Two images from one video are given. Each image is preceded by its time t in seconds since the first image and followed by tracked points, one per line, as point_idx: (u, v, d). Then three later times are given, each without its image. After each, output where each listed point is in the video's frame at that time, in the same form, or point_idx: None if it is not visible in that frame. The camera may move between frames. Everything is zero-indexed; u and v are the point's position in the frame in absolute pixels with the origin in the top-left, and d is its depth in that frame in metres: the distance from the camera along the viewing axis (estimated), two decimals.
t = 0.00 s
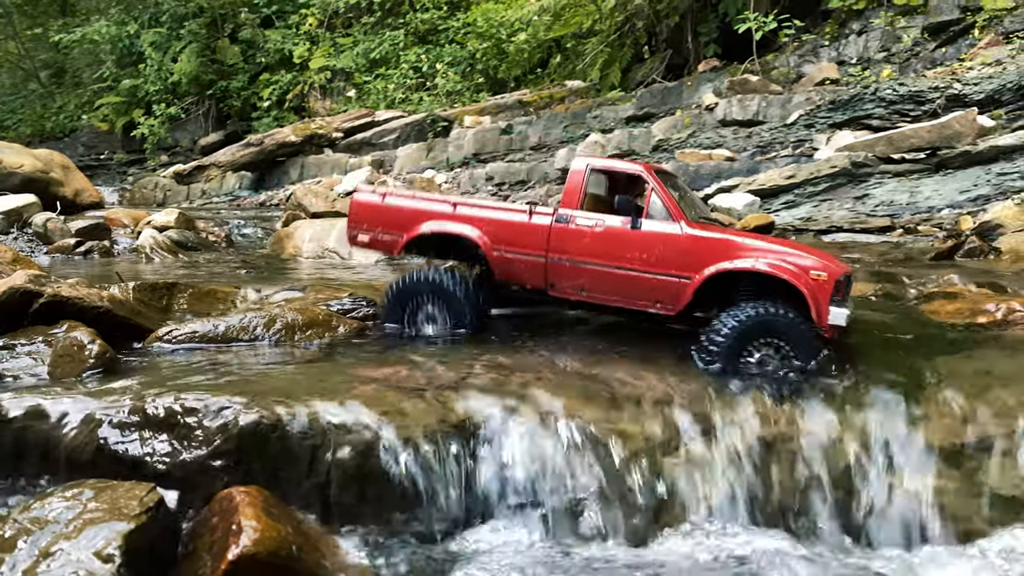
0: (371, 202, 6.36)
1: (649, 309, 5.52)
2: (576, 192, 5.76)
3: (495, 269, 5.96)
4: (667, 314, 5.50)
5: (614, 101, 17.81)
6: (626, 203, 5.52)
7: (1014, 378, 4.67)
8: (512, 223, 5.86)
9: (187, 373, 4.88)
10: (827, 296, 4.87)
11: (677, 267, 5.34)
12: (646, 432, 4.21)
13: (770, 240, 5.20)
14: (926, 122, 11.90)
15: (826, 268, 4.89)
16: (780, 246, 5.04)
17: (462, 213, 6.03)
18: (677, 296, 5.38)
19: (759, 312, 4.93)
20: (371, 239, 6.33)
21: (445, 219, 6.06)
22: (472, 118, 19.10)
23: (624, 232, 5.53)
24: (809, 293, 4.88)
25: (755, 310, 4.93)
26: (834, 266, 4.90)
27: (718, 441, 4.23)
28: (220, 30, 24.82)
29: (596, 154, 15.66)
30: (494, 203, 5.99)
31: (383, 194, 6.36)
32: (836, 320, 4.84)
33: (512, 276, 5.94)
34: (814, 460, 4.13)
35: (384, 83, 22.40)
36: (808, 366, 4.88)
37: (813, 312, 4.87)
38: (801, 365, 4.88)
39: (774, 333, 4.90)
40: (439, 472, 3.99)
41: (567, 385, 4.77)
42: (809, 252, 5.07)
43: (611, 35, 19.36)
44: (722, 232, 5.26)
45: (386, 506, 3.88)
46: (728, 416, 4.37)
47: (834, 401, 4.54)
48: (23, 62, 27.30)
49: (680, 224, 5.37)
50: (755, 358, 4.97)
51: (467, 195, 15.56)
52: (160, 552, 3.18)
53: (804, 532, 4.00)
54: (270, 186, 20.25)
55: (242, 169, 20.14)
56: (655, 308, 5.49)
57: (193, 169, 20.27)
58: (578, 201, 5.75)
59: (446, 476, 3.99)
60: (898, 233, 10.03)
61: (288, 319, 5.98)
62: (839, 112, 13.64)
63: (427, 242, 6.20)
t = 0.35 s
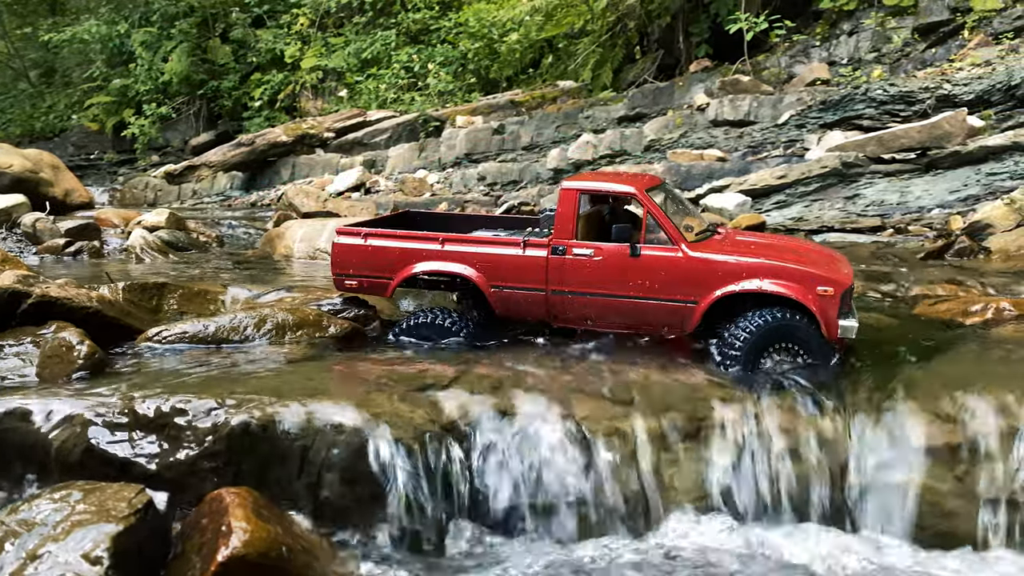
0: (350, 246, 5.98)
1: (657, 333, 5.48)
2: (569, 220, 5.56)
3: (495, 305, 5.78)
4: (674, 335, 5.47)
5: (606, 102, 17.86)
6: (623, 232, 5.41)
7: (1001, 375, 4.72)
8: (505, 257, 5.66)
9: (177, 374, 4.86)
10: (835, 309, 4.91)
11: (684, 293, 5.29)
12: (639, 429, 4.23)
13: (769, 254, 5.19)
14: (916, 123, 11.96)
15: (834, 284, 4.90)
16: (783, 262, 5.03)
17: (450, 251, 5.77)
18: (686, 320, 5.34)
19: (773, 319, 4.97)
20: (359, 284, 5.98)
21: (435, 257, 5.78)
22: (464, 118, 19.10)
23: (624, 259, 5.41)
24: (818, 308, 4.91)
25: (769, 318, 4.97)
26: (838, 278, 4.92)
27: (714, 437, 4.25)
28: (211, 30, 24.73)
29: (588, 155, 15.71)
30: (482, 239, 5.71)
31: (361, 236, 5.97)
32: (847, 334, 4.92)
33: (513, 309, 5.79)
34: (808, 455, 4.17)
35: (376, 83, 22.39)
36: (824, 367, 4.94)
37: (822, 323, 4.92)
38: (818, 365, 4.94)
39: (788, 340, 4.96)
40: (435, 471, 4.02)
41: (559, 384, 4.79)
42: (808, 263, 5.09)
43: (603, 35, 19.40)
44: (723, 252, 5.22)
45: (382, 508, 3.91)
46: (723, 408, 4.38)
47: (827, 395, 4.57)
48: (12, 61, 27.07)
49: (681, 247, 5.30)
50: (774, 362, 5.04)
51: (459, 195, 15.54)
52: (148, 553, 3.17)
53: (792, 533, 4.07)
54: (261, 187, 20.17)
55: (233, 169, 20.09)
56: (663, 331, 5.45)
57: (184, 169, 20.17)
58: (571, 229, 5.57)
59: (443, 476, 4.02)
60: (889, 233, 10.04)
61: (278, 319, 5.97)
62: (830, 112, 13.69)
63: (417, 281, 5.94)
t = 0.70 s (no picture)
0: (342, 254, 5.90)
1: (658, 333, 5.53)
2: (567, 225, 5.53)
3: (495, 310, 5.77)
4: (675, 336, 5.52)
5: (596, 101, 17.89)
6: (623, 237, 5.39)
7: (978, 375, 4.80)
8: (503, 264, 5.62)
9: (165, 374, 4.86)
10: (837, 311, 5.02)
11: (686, 296, 5.32)
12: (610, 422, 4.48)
13: (768, 254, 5.22)
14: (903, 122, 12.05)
15: (833, 285, 4.98)
16: (784, 265, 5.07)
17: (447, 258, 5.71)
18: (689, 323, 5.38)
19: (775, 318, 5.06)
20: (354, 292, 5.92)
21: (432, 265, 5.74)
22: (453, 118, 19.08)
23: (624, 264, 5.41)
24: (818, 310, 5.01)
25: (772, 317, 5.06)
26: (837, 278, 5.00)
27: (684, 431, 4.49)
28: (199, 29, 24.59)
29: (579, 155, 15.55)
30: (480, 246, 5.67)
31: (353, 244, 5.89)
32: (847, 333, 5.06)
33: (512, 314, 5.78)
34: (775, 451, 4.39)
35: (366, 83, 22.35)
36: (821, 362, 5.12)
37: (822, 325, 5.02)
38: (816, 360, 5.11)
39: (790, 338, 5.07)
40: (423, 466, 4.32)
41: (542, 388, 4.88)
42: (807, 263, 5.14)
43: (592, 35, 19.44)
44: (724, 254, 5.24)
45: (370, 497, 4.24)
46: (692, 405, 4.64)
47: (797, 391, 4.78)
48: None
49: (682, 251, 5.31)
50: (778, 357, 5.14)
51: (448, 195, 15.55)
52: (133, 546, 3.50)
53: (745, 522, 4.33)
54: (250, 186, 20.05)
55: (222, 169, 19.99)
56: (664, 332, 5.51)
57: (172, 169, 20.04)
58: (569, 233, 5.53)
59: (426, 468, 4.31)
60: (876, 232, 9.98)
61: (264, 317, 5.95)
62: (818, 112, 13.77)
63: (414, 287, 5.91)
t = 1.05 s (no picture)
0: (337, 266, 5.89)
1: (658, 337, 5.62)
2: (565, 233, 5.54)
3: (495, 318, 5.81)
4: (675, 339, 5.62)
5: (585, 101, 17.94)
6: (623, 245, 5.42)
7: (953, 375, 4.91)
8: (503, 272, 5.67)
9: (152, 373, 4.90)
10: (836, 313, 5.10)
11: (686, 302, 5.39)
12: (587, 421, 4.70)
13: (766, 259, 5.27)
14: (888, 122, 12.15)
15: (833, 288, 5.05)
16: (783, 271, 5.12)
17: (445, 267, 5.76)
18: (690, 327, 5.46)
19: (777, 320, 5.11)
20: (352, 302, 5.95)
21: (430, 275, 5.77)
22: (443, 118, 19.09)
23: (624, 271, 5.46)
24: (818, 313, 5.09)
25: (773, 319, 5.11)
26: (836, 282, 5.07)
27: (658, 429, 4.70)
28: (187, 28, 24.49)
29: (566, 154, 15.77)
30: (478, 255, 5.70)
31: (348, 256, 5.89)
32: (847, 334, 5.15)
33: (513, 320, 5.84)
34: (745, 450, 4.64)
35: (354, 82, 22.33)
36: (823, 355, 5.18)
37: (822, 327, 5.10)
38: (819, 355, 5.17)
39: (792, 338, 5.14)
40: (409, 461, 4.56)
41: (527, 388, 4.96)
42: (804, 265, 5.20)
43: (581, 35, 19.49)
44: (723, 260, 5.29)
45: (354, 496, 4.42)
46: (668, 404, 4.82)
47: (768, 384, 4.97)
48: None
49: (682, 256, 5.36)
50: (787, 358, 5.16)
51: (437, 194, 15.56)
52: (118, 540, 3.62)
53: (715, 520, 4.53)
54: (238, 186, 19.99)
55: (210, 168, 19.92)
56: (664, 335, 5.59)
57: (160, 168, 19.96)
58: (568, 241, 5.55)
59: (409, 469, 4.55)
60: (861, 231, 10.03)
61: (251, 315, 6.00)
62: (805, 112, 13.86)
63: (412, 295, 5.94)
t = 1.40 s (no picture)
0: (339, 271, 5.87)
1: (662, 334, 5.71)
2: (571, 234, 5.59)
3: (498, 320, 5.86)
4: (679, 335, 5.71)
5: (570, 101, 17.99)
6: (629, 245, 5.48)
7: (930, 372, 5.01)
8: (506, 273, 5.70)
9: (136, 374, 4.95)
10: (839, 307, 5.25)
11: (692, 300, 5.48)
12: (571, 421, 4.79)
13: (769, 256, 5.37)
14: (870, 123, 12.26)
15: (836, 284, 5.19)
16: (789, 267, 5.23)
17: (447, 270, 5.78)
18: (694, 324, 5.56)
19: (782, 320, 5.24)
20: (354, 307, 5.95)
21: (433, 278, 5.80)
22: (429, 118, 19.09)
23: (628, 271, 5.53)
24: (822, 308, 5.23)
25: (779, 319, 5.24)
26: (839, 277, 5.21)
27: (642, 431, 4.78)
28: (172, 27, 24.40)
29: (552, 154, 15.84)
30: (481, 258, 5.73)
31: (350, 261, 5.87)
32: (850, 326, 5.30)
33: (517, 320, 5.89)
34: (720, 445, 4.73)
35: (340, 82, 22.31)
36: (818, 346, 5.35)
37: (826, 321, 5.24)
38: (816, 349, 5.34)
39: (796, 336, 5.27)
40: (389, 458, 4.62)
41: (510, 388, 5.02)
42: (807, 261, 5.32)
43: (567, 35, 19.53)
44: (728, 258, 5.39)
45: (341, 498, 4.52)
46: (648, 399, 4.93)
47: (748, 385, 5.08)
48: None
49: (685, 255, 5.44)
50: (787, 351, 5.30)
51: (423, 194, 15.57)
52: (100, 539, 3.74)
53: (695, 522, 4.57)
54: (223, 186, 19.90)
55: (195, 168, 19.82)
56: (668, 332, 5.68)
57: (145, 168, 19.86)
58: (573, 242, 5.61)
59: (397, 468, 4.64)
60: (843, 231, 10.13)
61: (234, 314, 6.03)
62: (789, 112, 13.97)
63: (415, 298, 5.98)
